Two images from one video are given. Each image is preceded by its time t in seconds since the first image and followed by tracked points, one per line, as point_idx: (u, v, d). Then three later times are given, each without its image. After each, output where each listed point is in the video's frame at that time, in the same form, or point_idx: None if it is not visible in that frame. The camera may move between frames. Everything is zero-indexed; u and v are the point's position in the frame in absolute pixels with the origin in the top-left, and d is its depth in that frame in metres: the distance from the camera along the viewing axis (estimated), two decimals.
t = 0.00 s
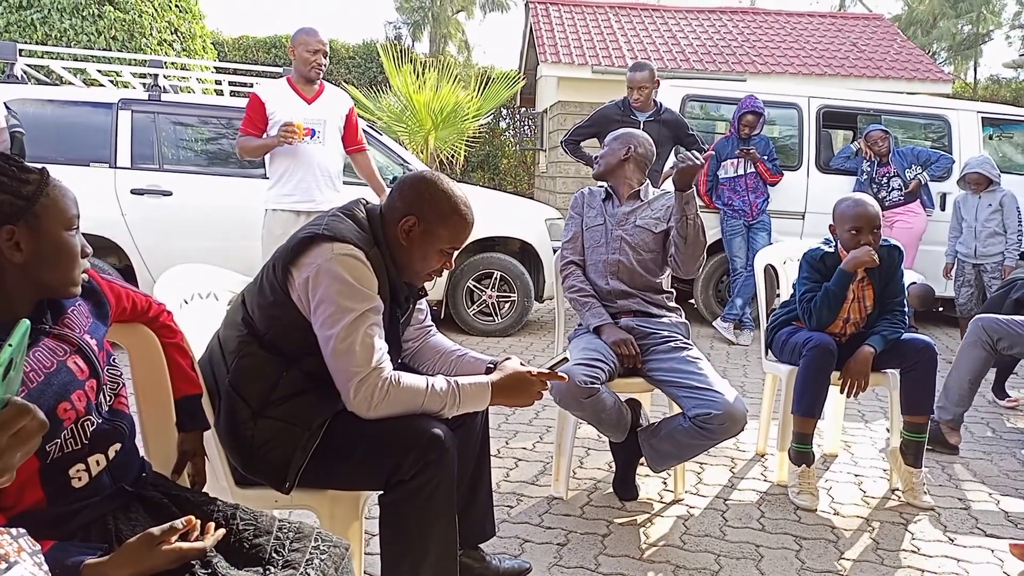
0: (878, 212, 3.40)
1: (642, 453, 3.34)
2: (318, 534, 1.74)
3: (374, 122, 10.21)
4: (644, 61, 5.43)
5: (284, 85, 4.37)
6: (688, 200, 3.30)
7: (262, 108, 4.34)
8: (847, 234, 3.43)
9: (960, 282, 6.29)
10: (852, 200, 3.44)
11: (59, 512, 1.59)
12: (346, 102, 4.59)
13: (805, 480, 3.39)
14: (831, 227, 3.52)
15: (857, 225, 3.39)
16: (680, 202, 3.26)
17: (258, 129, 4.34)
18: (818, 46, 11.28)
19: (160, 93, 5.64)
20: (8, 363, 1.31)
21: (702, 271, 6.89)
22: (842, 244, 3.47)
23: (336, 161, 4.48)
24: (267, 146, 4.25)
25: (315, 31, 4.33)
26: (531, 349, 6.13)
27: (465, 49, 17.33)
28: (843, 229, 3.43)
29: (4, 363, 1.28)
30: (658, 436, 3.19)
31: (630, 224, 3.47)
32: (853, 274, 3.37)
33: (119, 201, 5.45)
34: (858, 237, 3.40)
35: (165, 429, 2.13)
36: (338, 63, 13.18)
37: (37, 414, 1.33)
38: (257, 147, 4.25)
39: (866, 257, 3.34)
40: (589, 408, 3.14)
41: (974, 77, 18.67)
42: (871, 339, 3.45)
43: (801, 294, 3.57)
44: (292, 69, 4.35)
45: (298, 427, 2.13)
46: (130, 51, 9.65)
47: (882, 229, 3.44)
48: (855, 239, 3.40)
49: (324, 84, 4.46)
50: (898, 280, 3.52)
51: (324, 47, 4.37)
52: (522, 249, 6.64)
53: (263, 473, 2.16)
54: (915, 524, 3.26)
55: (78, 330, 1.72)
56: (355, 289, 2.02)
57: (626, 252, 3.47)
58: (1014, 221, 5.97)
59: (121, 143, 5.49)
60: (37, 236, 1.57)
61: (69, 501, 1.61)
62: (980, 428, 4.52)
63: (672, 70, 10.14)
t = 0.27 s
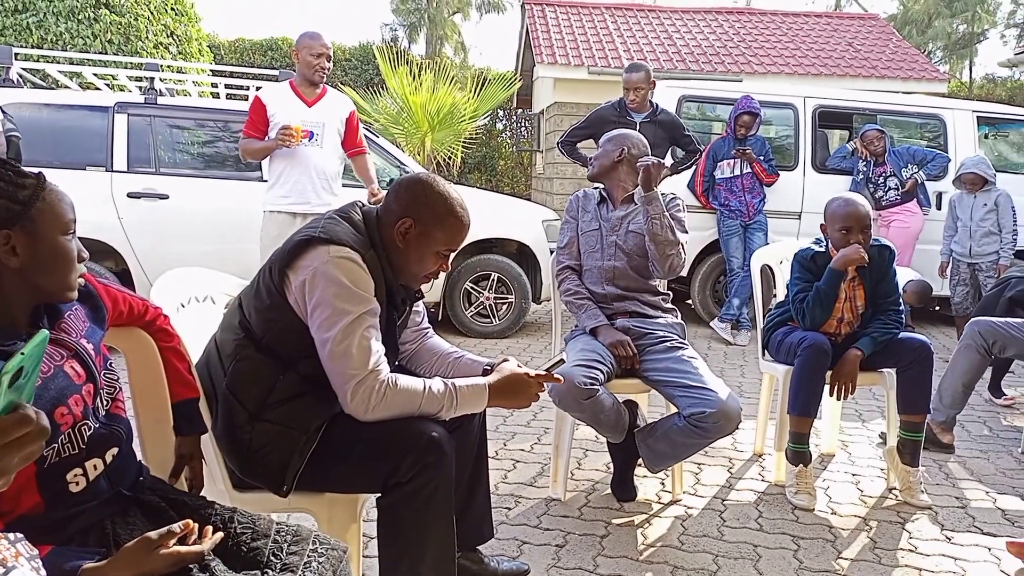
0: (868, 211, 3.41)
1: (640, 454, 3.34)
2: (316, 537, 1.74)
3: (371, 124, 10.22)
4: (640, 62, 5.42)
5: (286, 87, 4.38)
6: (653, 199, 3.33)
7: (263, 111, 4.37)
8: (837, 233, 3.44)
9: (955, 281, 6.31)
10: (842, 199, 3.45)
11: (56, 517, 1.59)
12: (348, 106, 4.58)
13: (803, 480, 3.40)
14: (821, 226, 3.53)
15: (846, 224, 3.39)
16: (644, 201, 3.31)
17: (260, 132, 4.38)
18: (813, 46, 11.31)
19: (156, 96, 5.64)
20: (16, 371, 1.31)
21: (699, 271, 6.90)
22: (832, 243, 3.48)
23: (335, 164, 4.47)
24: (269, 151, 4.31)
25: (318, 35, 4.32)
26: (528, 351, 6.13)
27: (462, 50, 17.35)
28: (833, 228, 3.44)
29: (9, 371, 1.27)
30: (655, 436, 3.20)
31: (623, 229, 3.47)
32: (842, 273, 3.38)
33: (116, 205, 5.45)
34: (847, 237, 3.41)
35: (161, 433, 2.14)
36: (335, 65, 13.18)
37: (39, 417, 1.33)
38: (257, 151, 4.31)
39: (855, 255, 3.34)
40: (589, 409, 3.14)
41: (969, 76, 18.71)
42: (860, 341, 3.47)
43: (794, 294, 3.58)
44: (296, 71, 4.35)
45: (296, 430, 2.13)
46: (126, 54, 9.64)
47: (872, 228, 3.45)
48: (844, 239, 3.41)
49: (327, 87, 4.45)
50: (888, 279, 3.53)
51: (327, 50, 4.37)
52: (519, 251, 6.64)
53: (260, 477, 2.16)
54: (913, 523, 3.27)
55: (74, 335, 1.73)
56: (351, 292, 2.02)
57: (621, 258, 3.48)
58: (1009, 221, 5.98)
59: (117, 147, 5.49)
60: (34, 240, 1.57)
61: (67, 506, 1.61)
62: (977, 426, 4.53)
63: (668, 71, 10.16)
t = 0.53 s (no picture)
0: (858, 211, 3.42)
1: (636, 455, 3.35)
2: (312, 541, 1.75)
3: (365, 128, 10.22)
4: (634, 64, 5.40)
5: (281, 91, 4.38)
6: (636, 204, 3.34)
7: (258, 113, 4.40)
8: (827, 234, 3.45)
9: (949, 279, 6.32)
10: (833, 200, 3.46)
11: (51, 523, 1.59)
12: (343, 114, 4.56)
13: (799, 480, 3.41)
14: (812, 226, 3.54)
15: (836, 224, 3.41)
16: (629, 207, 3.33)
17: (254, 135, 4.41)
18: (806, 47, 11.34)
19: (150, 102, 5.64)
20: (11, 378, 1.29)
21: (694, 272, 6.91)
22: (822, 243, 3.49)
23: (325, 170, 4.43)
24: (262, 154, 4.33)
25: (316, 41, 4.34)
26: (524, 353, 6.14)
27: (456, 54, 17.37)
28: (824, 228, 3.45)
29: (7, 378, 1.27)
30: (651, 437, 3.20)
31: (616, 232, 3.48)
32: (832, 272, 3.39)
33: (110, 211, 5.44)
34: (836, 237, 3.43)
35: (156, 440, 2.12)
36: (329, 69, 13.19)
37: (25, 422, 1.36)
38: (251, 153, 4.34)
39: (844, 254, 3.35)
40: (587, 411, 3.15)
41: (961, 75, 18.76)
42: (850, 342, 3.48)
43: (787, 294, 3.59)
44: (292, 77, 4.36)
45: (291, 433, 2.13)
46: (120, 59, 9.63)
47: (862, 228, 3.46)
48: (833, 239, 3.42)
49: (323, 94, 4.47)
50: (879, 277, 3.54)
51: (325, 57, 4.39)
52: (514, 253, 6.65)
53: (256, 481, 2.16)
54: (908, 522, 3.28)
55: (69, 341, 1.73)
56: (346, 295, 2.03)
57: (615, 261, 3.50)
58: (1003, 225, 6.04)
59: (112, 152, 5.48)
60: (27, 247, 1.57)
61: (62, 512, 1.61)
62: (971, 425, 4.54)
63: (662, 73, 10.18)
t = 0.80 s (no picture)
0: (856, 210, 3.42)
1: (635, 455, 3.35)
2: (311, 542, 1.75)
3: (363, 128, 10.22)
4: (631, 64, 5.43)
5: (273, 91, 4.38)
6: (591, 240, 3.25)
7: (249, 113, 4.37)
8: (824, 232, 3.45)
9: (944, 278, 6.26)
10: (831, 199, 3.45)
11: (49, 525, 1.59)
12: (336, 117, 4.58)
13: (798, 478, 3.41)
14: (809, 225, 3.54)
15: (834, 224, 3.41)
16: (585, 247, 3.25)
17: (245, 134, 4.38)
18: (803, 46, 11.34)
19: (147, 103, 5.64)
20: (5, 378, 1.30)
21: (693, 272, 6.91)
22: (820, 242, 3.49)
23: (319, 172, 4.46)
24: (253, 154, 4.31)
25: (310, 42, 4.31)
26: (523, 353, 6.14)
27: (454, 54, 17.37)
28: (821, 228, 3.46)
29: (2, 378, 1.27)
30: (649, 437, 3.20)
31: (612, 232, 3.52)
32: (830, 272, 3.39)
33: (108, 213, 5.43)
34: (835, 236, 3.43)
35: (153, 440, 2.12)
36: (326, 70, 13.18)
37: (20, 421, 1.37)
38: (242, 153, 4.30)
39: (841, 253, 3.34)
40: (584, 411, 3.15)
41: (959, 74, 18.76)
42: (850, 339, 3.48)
43: (785, 293, 3.59)
44: (285, 77, 4.35)
45: (289, 435, 2.13)
46: (117, 61, 9.63)
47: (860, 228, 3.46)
48: (832, 237, 3.43)
49: (315, 95, 4.46)
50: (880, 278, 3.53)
51: (318, 59, 4.36)
52: (512, 253, 6.65)
53: (254, 483, 2.16)
54: (907, 521, 3.28)
55: (67, 343, 1.73)
56: (344, 296, 2.03)
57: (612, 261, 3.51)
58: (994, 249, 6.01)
59: (109, 154, 5.48)
60: (23, 249, 1.57)
61: (61, 514, 1.61)
62: (970, 423, 4.54)
63: (659, 73, 10.18)
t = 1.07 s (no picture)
0: (856, 210, 3.41)
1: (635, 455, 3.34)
2: (310, 543, 1.75)
3: (362, 129, 10.22)
4: (629, 66, 5.44)
5: (265, 92, 4.39)
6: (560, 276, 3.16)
7: (241, 115, 4.37)
8: (825, 233, 3.45)
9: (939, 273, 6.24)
10: (831, 200, 3.45)
11: (48, 525, 1.59)
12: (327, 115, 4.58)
13: (797, 479, 3.41)
14: (809, 226, 3.54)
15: (834, 224, 3.41)
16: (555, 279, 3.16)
17: (237, 136, 4.38)
18: (802, 47, 11.35)
19: (146, 104, 5.64)
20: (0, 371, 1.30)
21: (692, 273, 6.91)
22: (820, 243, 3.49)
23: (312, 172, 4.45)
24: (247, 155, 4.31)
25: (300, 42, 4.32)
26: (523, 354, 6.14)
27: (453, 55, 17.37)
28: (821, 228, 3.46)
29: None
30: (649, 437, 3.20)
31: (601, 244, 3.45)
32: (830, 273, 3.39)
33: (107, 214, 5.43)
34: (835, 237, 3.43)
35: (152, 441, 2.12)
36: (326, 71, 13.18)
37: (13, 415, 1.36)
38: (235, 154, 4.31)
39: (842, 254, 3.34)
40: (583, 411, 3.15)
41: (958, 75, 18.77)
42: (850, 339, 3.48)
43: (784, 294, 3.59)
44: (275, 77, 4.36)
45: (288, 436, 2.13)
46: (116, 62, 9.63)
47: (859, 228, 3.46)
48: (832, 238, 3.43)
49: (307, 95, 4.46)
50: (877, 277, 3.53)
51: (309, 58, 4.37)
52: (512, 254, 6.65)
53: (253, 483, 2.16)
54: (907, 521, 3.28)
55: (66, 344, 1.72)
56: (343, 297, 2.03)
57: (605, 272, 3.48)
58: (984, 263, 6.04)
59: (108, 155, 5.48)
60: (22, 250, 1.56)
61: (59, 515, 1.60)
62: (969, 424, 4.54)
63: (658, 74, 10.18)
